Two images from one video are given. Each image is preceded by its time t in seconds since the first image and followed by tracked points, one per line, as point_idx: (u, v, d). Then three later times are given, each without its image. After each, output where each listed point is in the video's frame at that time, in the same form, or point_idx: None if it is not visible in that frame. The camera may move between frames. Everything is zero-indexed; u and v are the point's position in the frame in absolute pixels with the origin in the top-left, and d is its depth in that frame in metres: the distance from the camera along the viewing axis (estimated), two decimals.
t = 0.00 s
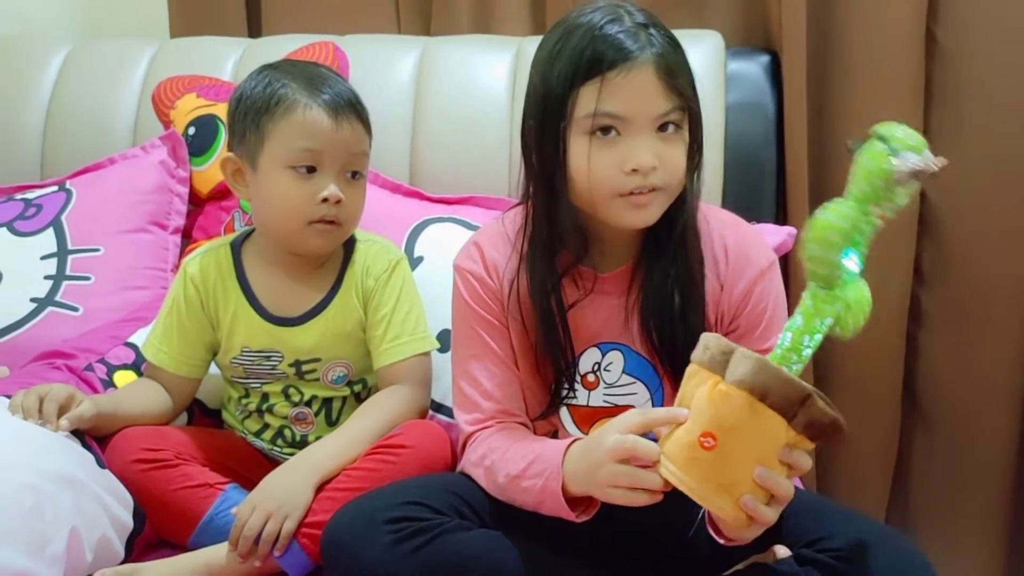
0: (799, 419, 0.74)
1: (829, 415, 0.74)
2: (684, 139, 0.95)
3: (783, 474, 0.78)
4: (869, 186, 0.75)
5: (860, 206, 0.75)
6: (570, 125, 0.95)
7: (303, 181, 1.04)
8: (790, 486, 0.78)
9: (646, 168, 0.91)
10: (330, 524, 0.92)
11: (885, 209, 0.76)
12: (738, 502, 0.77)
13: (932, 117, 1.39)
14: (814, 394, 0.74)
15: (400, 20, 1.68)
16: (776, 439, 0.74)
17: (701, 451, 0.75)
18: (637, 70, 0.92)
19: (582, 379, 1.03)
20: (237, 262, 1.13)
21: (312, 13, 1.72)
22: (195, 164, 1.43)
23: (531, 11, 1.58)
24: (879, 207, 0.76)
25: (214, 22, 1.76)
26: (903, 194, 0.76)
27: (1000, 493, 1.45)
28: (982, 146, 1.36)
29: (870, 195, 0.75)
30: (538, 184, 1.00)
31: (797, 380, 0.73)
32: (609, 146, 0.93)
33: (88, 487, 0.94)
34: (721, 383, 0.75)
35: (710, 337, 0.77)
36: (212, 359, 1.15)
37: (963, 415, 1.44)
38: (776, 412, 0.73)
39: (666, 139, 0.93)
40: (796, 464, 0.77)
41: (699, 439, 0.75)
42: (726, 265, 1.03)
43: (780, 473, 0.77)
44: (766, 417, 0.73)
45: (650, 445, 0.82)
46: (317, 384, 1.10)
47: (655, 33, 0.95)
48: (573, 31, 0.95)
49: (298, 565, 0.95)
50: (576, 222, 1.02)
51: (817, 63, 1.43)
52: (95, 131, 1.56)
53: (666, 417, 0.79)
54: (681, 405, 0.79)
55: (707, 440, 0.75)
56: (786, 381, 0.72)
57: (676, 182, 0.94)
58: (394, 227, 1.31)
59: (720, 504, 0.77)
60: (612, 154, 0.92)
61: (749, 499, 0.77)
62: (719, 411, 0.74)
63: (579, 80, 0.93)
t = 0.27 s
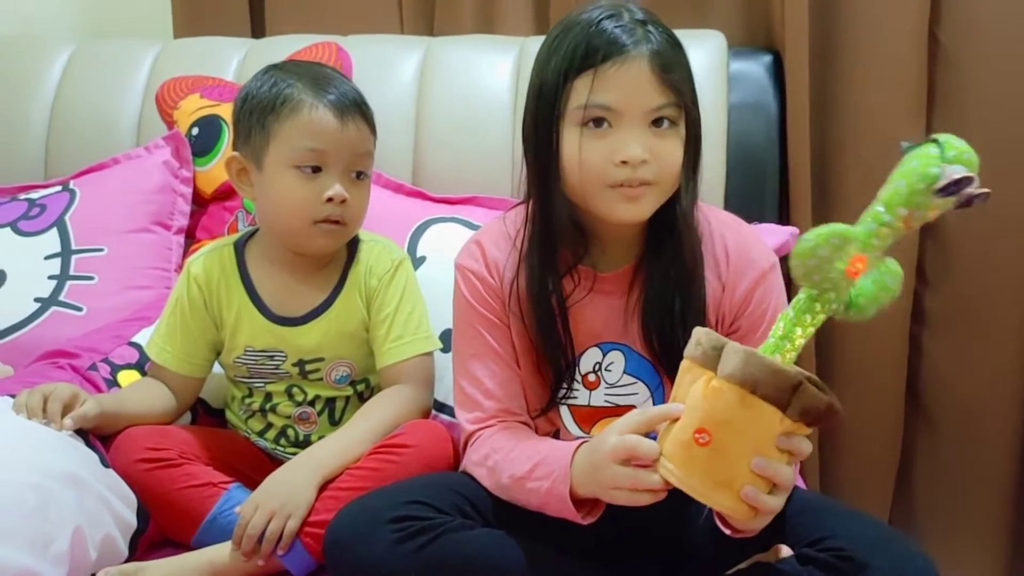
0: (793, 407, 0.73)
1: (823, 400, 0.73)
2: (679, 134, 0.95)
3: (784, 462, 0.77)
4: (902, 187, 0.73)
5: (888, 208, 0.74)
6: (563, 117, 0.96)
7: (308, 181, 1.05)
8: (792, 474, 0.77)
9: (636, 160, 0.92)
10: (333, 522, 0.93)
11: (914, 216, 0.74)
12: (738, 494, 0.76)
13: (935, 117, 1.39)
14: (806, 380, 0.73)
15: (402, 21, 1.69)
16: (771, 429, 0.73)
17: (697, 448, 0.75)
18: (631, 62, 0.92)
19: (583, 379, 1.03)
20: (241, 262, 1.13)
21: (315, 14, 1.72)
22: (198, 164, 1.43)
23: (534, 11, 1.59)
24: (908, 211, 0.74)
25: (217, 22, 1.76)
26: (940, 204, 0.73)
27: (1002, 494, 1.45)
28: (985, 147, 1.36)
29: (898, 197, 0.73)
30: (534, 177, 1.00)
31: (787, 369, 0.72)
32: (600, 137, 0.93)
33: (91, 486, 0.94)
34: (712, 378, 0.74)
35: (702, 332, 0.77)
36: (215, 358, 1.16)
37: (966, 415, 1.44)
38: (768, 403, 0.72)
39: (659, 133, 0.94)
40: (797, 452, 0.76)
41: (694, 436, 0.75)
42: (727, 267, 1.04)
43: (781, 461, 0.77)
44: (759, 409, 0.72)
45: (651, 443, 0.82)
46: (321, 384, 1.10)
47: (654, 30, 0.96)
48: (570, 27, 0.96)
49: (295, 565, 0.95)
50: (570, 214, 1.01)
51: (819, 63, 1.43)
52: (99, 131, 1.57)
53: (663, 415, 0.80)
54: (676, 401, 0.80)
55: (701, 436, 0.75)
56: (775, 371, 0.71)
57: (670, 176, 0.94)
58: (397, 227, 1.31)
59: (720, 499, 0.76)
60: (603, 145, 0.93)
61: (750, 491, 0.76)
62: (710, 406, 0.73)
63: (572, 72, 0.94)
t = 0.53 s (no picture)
0: (791, 361, 0.74)
1: (819, 344, 0.74)
2: (669, 112, 0.96)
3: (803, 419, 0.78)
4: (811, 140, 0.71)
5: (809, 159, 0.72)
6: (552, 97, 0.98)
7: (315, 178, 1.05)
8: (813, 428, 0.78)
9: (621, 131, 0.92)
10: (340, 519, 0.93)
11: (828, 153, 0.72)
12: (768, 461, 0.77)
13: (941, 116, 1.39)
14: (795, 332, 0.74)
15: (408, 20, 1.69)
16: (779, 389, 0.75)
17: (714, 428, 0.76)
18: (615, 41, 0.95)
19: (589, 377, 1.03)
20: (247, 261, 1.14)
21: (321, 14, 1.73)
22: (205, 163, 1.44)
23: (539, 10, 1.59)
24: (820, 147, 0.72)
25: (224, 22, 1.77)
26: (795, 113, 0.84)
27: (1009, 493, 1.45)
28: (992, 146, 1.36)
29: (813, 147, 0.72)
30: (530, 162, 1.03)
31: (774, 327, 0.73)
32: (585, 112, 0.95)
33: (98, 485, 0.94)
34: (707, 358, 0.75)
35: (683, 320, 0.78)
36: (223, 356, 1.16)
37: (973, 414, 1.44)
38: (766, 364, 0.73)
39: (645, 108, 0.94)
40: (812, 408, 0.77)
41: (708, 418, 0.76)
42: (732, 266, 1.04)
43: (800, 420, 0.77)
44: (762, 373, 0.74)
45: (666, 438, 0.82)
46: (327, 382, 1.11)
47: (643, 18, 0.98)
48: (561, 19, 1.00)
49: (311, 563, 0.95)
50: (563, 198, 1.03)
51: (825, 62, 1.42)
52: (106, 131, 1.57)
53: (675, 412, 0.81)
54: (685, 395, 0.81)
55: (715, 415, 0.75)
56: (765, 332, 0.73)
57: (659, 151, 0.95)
58: (403, 226, 1.32)
59: (752, 468, 0.77)
60: (588, 120, 0.94)
61: (778, 454, 0.77)
62: (712, 386, 0.75)
63: (561, 56, 0.97)
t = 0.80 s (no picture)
0: (783, 354, 0.73)
1: (812, 337, 0.73)
2: (663, 115, 0.96)
3: (796, 407, 0.77)
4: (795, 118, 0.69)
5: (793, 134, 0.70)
6: (546, 101, 0.98)
7: (319, 177, 1.05)
8: (806, 415, 0.77)
9: (615, 137, 0.93)
10: (346, 519, 0.93)
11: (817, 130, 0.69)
12: (762, 450, 0.77)
13: (947, 115, 1.39)
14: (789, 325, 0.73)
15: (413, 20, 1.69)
16: (773, 382, 0.74)
17: (708, 421, 0.76)
18: (609, 44, 0.95)
19: (589, 376, 1.03)
20: (254, 260, 1.14)
21: (326, 14, 1.73)
22: (210, 163, 1.45)
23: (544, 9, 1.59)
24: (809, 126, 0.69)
25: (229, 21, 1.77)
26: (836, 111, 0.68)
27: (1015, 494, 1.44)
28: (998, 146, 1.36)
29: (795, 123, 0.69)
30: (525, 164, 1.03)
31: (765, 321, 0.72)
32: (580, 117, 0.95)
33: (105, 484, 0.94)
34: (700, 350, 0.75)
35: (677, 310, 0.78)
36: (228, 355, 1.16)
37: (979, 415, 1.44)
38: (756, 358, 0.73)
39: (638, 112, 0.95)
40: (805, 393, 0.77)
41: (702, 411, 0.76)
42: (730, 262, 1.04)
43: (792, 408, 0.77)
44: (752, 366, 0.73)
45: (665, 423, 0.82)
46: (333, 380, 1.11)
47: (637, 18, 0.98)
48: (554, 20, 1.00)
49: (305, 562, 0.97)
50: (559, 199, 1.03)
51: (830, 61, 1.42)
52: (112, 130, 1.58)
53: (670, 400, 0.81)
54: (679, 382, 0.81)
55: (708, 408, 0.75)
56: (755, 327, 0.72)
57: (653, 154, 0.95)
58: (408, 226, 1.32)
59: (744, 459, 0.77)
60: (583, 124, 0.95)
61: (771, 444, 0.76)
62: (706, 380, 0.75)
63: (554, 58, 0.97)
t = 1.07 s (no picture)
0: (807, 349, 0.74)
1: (833, 334, 0.74)
2: (704, 128, 0.97)
3: (809, 404, 0.78)
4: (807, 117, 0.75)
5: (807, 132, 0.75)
6: (585, 115, 0.98)
7: (316, 151, 1.08)
8: (819, 413, 0.78)
9: (658, 156, 0.93)
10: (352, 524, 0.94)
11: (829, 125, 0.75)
12: (775, 444, 0.77)
13: (954, 119, 1.39)
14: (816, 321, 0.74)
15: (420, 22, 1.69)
16: (794, 375, 0.75)
17: (727, 411, 0.76)
18: (649, 57, 0.94)
19: (602, 375, 1.03)
20: (260, 244, 1.16)
21: (333, 15, 1.73)
22: (218, 165, 1.45)
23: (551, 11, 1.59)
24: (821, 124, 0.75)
25: (235, 23, 1.78)
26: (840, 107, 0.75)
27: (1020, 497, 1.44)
28: (1004, 150, 1.36)
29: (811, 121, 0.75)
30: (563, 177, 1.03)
31: (796, 316, 0.73)
32: (620, 135, 0.96)
33: (116, 485, 0.95)
34: (726, 340, 0.75)
35: (701, 298, 0.78)
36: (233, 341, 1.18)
37: (984, 418, 1.44)
38: (783, 351, 0.73)
39: (680, 127, 0.95)
40: (820, 392, 0.78)
41: (723, 401, 0.76)
42: (749, 262, 1.06)
43: (806, 405, 0.78)
44: (775, 360, 0.74)
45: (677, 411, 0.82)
46: (332, 366, 1.12)
47: (675, 24, 0.97)
48: (590, 28, 0.99)
49: None
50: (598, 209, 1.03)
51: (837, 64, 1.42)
52: (119, 132, 1.58)
53: (684, 390, 0.80)
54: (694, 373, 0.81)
55: (730, 397, 0.75)
56: (786, 320, 0.72)
57: (694, 168, 0.96)
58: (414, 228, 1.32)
59: (758, 451, 0.77)
60: (624, 143, 0.95)
61: (785, 437, 0.77)
62: (731, 371, 0.74)
63: (592, 71, 0.97)
